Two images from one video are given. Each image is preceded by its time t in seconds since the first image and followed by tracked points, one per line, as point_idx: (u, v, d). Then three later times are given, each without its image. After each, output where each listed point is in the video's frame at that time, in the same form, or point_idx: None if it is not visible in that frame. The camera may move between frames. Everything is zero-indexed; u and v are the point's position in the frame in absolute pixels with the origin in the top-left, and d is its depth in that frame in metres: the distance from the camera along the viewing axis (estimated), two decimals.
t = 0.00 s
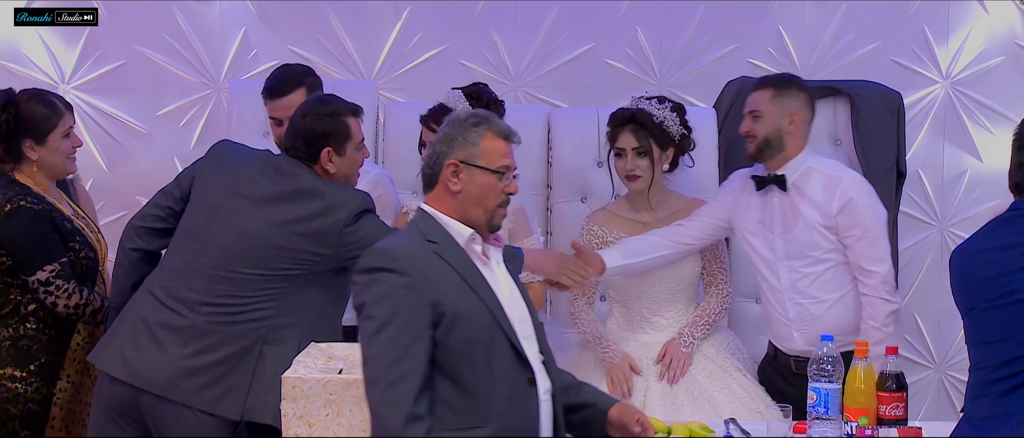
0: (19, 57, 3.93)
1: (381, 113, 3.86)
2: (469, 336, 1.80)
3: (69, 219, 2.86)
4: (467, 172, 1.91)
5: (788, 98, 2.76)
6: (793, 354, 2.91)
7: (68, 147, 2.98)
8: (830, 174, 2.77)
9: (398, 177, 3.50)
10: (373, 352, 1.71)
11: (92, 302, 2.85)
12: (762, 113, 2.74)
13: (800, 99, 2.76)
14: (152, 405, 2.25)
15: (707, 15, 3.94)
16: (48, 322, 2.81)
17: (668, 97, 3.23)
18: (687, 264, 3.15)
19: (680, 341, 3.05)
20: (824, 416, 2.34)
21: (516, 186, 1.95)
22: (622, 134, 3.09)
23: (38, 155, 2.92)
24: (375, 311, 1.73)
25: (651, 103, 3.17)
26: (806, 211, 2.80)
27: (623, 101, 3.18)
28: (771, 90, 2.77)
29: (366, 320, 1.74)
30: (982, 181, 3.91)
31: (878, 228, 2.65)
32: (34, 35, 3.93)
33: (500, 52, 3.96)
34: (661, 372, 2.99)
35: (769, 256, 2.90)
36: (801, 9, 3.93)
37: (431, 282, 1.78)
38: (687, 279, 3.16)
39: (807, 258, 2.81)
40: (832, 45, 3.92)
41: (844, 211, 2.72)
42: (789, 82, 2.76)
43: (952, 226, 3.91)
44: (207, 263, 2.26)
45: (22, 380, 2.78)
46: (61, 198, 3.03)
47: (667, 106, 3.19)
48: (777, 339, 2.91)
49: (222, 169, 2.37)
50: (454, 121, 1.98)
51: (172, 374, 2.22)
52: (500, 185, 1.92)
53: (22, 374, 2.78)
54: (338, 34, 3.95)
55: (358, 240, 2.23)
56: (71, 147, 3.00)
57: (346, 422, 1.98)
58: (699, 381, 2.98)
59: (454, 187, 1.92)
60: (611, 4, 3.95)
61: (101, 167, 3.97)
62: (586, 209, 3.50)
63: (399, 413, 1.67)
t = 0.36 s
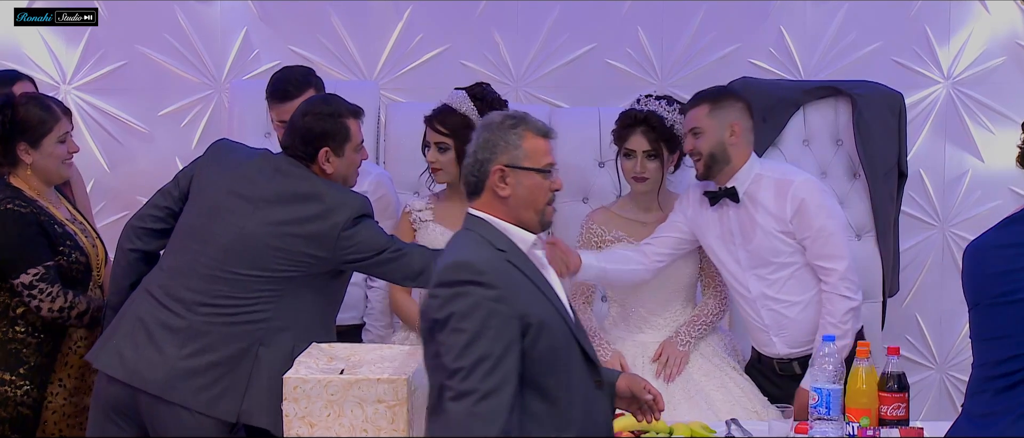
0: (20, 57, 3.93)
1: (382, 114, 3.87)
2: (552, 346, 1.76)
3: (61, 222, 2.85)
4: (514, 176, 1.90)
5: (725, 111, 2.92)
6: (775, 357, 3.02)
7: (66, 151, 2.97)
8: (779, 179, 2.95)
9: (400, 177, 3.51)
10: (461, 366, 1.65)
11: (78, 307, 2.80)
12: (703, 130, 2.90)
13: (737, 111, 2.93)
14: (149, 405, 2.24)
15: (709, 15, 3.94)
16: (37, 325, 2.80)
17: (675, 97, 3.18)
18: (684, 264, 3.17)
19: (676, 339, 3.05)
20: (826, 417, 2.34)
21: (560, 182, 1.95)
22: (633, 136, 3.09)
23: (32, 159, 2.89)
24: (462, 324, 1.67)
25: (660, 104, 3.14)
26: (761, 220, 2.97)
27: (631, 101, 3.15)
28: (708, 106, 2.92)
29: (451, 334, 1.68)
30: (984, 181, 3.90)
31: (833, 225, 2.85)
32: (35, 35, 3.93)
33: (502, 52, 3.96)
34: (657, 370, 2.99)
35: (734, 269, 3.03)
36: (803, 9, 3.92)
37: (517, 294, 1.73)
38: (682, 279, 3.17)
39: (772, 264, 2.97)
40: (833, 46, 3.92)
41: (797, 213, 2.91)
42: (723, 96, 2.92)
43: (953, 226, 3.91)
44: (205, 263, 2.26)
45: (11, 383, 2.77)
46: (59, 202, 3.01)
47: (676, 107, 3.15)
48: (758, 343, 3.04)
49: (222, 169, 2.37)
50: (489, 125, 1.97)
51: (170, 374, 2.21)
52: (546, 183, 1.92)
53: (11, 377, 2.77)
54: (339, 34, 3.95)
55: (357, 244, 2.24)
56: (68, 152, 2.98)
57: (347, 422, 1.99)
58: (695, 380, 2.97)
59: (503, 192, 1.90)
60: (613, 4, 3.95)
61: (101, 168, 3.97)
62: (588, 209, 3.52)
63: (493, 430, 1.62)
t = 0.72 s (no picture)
0: (19, 57, 3.93)
1: (382, 114, 3.87)
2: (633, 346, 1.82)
3: (58, 224, 2.84)
4: (572, 183, 1.90)
5: (707, 114, 2.92)
6: (766, 357, 3.03)
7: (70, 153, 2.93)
8: (761, 181, 2.96)
9: (399, 177, 3.51)
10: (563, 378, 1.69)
11: (23, 335, 2.63)
12: (687, 134, 2.90)
13: (719, 113, 2.93)
14: (143, 405, 2.24)
15: (709, 15, 3.94)
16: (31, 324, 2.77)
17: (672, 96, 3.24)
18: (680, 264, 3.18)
19: (672, 338, 3.05)
20: (826, 416, 2.34)
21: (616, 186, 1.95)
22: (630, 134, 3.13)
23: (35, 160, 2.87)
24: (558, 335, 1.71)
25: (656, 103, 3.18)
26: (746, 223, 2.96)
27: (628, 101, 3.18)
28: (690, 110, 2.93)
29: (547, 345, 1.71)
30: (984, 180, 3.90)
31: (817, 226, 2.86)
32: (35, 35, 3.93)
33: (502, 52, 3.96)
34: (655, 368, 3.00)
35: (721, 272, 3.02)
36: (804, 8, 3.92)
37: (603, 300, 1.77)
38: (677, 279, 3.17)
39: (758, 267, 2.97)
40: (833, 46, 3.92)
41: (780, 215, 2.91)
42: (703, 100, 2.94)
43: (954, 225, 3.91)
44: (198, 262, 2.25)
45: (7, 382, 2.74)
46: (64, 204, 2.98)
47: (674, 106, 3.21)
48: (752, 343, 3.04)
49: (217, 167, 2.37)
50: (546, 132, 1.96)
51: (163, 374, 2.21)
52: (605, 189, 1.92)
53: (7, 377, 2.74)
54: (340, 33, 3.95)
55: (348, 243, 2.24)
56: (71, 154, 2.95)
57: (348, 421, 1.99)
58: (693, 378, 2.96)
59: (558, 199, 1.92)
60: (613, 3, 3.95)
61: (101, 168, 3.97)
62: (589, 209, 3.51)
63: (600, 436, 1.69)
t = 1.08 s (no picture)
0: (19, 57, 3.93)
1: (382, 114, 3.87)
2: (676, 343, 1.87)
3: (66, 219, 2.85)
4: (606, 185, 1.91)
5: (701, 114, 2.91)
6: (764, 357, 3.03)
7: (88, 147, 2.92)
8: (755, 180, 2.96)
9: (399, 177, 3.50)
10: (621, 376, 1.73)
11: None
12: (683, 135, 2.88)
13: (712, 112, 2.92)
14: (143, 405, 2.24)
15: (709, 15, 3.94)
16: (30, 319, 2.77)
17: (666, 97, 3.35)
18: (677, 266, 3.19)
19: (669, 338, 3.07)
20: (826, 415, 2.35)
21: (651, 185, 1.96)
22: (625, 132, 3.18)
23: (52, 153, 2.86)
24: (614, 334, 1.74)
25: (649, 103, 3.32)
26: (742, 222, 2.96)
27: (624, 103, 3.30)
28: (682, 111, 2.91)
29: (604, 343, 1.75)
30: (984, 180, 3.90)
31: (811, 225, 2.84)
32: (34, 34, 3.92)
33: (502, 52, 3.96)
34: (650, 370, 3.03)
35: (719, 272, 3.02)
36: (804, 7, 3.92)
37: (653, 299, 1.82)
38: (674, 280, 3.19)
39: (754, 267, 2.96)
40: (833, 45, 3.92)
41: (775, 214, 2.90)
42: (695, 100, 2.92)
43: (954, 225, 3.91)
44: (197, 262, 2.25)
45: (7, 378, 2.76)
46: (82, 199, 2.99)
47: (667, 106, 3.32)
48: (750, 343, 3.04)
49: (217, 167, 2.37)
50: (581, 133, 1.97)
51: (162, 374, 2.21)
52: (640, 189, 1.92)
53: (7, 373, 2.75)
54: (340, 33, 3.95)
55: (346, 244, 2.24)
56: (89, 148, 2.94)
57: (347, 421, 1.99)
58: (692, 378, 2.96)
59: (593, 200, 1.93)
60: (613, 2, 3.95)
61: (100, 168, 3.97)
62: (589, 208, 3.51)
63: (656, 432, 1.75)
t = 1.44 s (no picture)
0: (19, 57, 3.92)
1: (382, 115, 3.87)
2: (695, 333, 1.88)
3: (86, 218, 2.82)
4: (620, 180, 1.93)
5: (708, 112, 2.91)
6: (767, 356, 3.03)
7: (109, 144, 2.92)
8: (764, 176, 2.96)
9: (399, 177, 3.49)
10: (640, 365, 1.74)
11: (10, 326, 2.60)
12: (689, 132, 2.89)
13: (720, 110, 2.92)
14: (138, 408, 2.25)
15: (709, 15, 3.94)
16: (42, 318, 2.74)
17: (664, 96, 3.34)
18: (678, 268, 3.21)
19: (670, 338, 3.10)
20: (826, 415, 2.34)
21: (668, 179, 1.97)
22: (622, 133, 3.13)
23: (73, 149, 2.85)
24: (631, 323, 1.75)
25: (648, 103, 3.30)
26: (751, 219, 2.96)
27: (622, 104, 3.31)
28: (690, 109, 2.92)
29: (622, 333, 1.75)
30: (985, 180, 3.90)
31: (821, 221, 2.85)
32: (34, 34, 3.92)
33: (502, 52, 3.96)
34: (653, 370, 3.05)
35: (726, 270, 3.03)
36: (803, 7, 3.92)
37: (671, 289, 1.82)
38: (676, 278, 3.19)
39: (762, 264, 2.97)
40: (833, 45, 3.92)
41: (784, 210, 2.91)
42: (703, 98, 2.92)
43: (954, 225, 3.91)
44: (185, 261, 2.25)
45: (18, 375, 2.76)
46: (103, 197, 2.98)
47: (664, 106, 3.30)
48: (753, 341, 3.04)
49: (203, 166, 2.36)
50: (596, 130, 2.00)
51: (153, 376, 2.21)
52: (656, 184, 1.94)
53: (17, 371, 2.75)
54: (339, 32, 3.95)
55: (333, 240, 2.24)
56: (110, 145, 2.93)
57: (348, 421, 1.99)
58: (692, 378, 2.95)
59: (608, 196, 1.95)
60: (613, 2, 3.95)
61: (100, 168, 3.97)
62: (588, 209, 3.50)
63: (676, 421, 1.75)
